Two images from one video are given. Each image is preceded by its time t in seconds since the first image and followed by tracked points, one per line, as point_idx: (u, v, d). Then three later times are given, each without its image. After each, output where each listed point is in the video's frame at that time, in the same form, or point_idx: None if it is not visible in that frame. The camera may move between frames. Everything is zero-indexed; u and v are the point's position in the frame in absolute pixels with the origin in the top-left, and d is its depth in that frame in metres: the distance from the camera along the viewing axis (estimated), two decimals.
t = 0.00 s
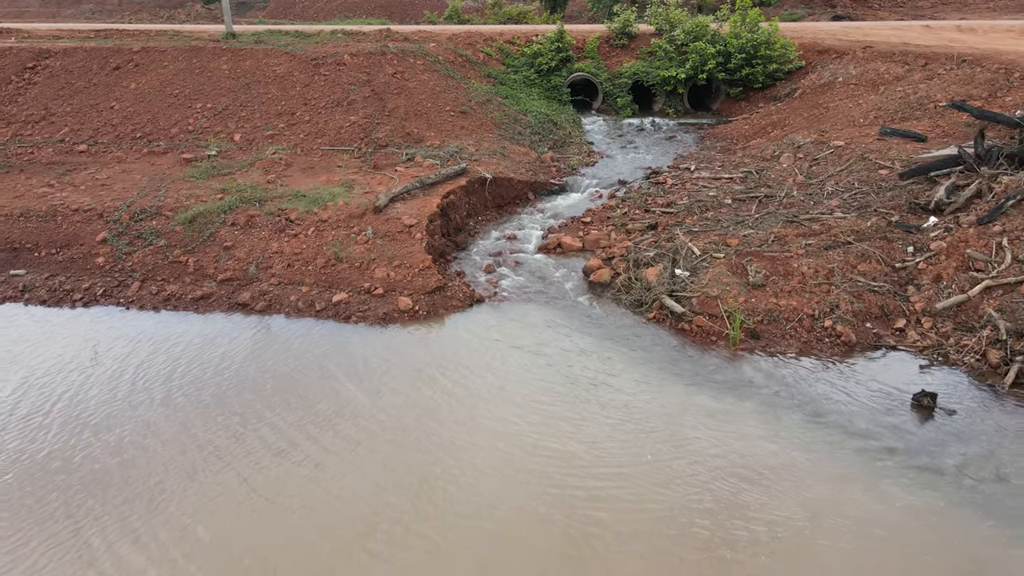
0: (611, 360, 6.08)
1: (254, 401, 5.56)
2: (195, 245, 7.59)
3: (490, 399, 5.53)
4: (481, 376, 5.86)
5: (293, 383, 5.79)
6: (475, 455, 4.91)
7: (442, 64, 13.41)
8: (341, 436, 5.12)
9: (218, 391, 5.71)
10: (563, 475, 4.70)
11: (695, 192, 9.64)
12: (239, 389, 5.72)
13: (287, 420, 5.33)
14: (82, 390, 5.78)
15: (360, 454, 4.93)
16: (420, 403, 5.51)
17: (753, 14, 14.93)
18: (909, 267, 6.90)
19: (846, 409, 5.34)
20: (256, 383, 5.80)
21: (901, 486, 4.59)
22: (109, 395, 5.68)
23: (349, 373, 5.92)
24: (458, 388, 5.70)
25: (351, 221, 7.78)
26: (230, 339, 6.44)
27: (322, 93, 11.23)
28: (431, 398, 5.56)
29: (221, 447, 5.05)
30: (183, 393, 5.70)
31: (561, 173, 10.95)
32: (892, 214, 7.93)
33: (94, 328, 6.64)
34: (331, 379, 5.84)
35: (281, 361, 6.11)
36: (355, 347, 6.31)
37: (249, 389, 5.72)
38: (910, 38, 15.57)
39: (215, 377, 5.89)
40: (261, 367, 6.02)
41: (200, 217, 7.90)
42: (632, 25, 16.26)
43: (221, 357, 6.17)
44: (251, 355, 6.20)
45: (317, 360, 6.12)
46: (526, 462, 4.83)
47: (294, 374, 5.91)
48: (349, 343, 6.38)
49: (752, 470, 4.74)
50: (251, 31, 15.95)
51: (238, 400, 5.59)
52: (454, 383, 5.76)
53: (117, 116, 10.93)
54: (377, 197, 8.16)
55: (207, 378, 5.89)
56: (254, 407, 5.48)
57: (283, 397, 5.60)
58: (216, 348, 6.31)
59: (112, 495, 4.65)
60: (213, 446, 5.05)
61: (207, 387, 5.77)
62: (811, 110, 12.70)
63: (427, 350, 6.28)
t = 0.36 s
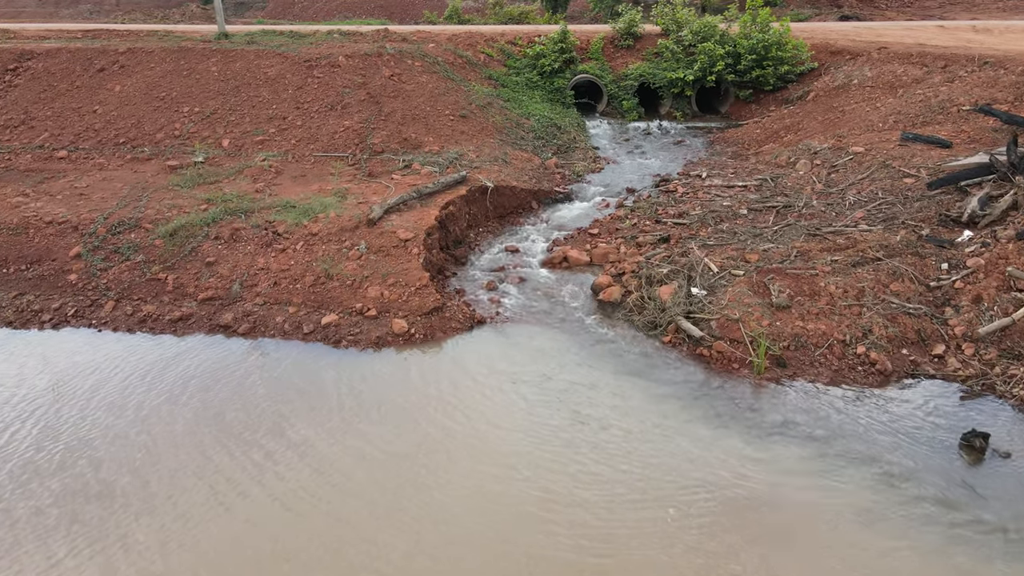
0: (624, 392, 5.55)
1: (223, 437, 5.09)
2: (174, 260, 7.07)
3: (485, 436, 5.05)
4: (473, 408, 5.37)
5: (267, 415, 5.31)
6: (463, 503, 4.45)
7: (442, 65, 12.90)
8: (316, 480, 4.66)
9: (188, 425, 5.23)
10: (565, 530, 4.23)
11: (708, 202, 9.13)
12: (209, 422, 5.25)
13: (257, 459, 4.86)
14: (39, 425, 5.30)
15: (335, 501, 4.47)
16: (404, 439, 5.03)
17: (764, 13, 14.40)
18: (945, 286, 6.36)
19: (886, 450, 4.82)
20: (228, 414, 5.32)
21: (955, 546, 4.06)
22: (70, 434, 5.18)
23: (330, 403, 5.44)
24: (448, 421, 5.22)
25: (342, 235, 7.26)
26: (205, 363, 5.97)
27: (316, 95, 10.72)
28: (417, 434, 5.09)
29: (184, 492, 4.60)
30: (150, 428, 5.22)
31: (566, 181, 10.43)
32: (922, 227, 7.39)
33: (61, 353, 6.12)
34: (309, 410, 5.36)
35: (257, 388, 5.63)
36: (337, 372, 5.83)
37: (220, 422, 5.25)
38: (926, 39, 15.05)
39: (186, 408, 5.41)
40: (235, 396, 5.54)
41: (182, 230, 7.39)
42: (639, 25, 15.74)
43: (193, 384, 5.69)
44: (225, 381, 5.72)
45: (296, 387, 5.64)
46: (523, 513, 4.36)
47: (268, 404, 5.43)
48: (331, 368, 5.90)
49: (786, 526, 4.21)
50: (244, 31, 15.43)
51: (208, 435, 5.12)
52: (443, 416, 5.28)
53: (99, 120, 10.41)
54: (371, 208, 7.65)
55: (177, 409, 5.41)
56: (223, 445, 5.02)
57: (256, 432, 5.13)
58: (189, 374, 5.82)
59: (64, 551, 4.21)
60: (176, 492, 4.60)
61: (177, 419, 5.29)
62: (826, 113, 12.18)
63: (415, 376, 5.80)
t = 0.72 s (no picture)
0: (638, 428, 5.08)
1: (193, 475, 4.66)
2: (152, 277, 6.59)
3: (480, 477, 4.60)
4: (466, 443, 4.93)
5: (241, 449, 4.89)
6: (449, 555, 4.01)
7: (441, 66, 12.42)
8: (289, 526, 4.22)
9: (156, 463, 4.79)
10: None
11: (721, 212, 8.66)
12: (179, 459, 4.82)
13: (228, 501, 4.44)
14: None
15: (307, 550, 4.05)
16: (388, 477, 4.61)
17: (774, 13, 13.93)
18: (985, 307, 5.87)
19: (934, 500, 4.33)
20: (200, 449, 4.90)
21: None
22: (28, 473, 4.74)
23: (309, 436, 5.01)
24: (438, 458, 4.78)
25: (333, 250, 6.79)
26: (179, 391, 5.52)
27: (309, 99, 10.24)
28: (403, 471, 4.66)
29: (146, 542, 4.17)
30: (115, 466, 4.77)
31: (570, 188, 9.97)
32: (953, 241, 6.91)
33: (26, 379, 5.65)
34: (286, 444, 4.94)
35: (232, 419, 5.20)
36: (319, 401, 5.40)
37: (190, 459, 4.82)
38: (941, 39, 14.56)
39: (155, 443, 4.97)
40: (208, 429, 5.11)
41: (162, 244, 6.91)
42: (644, 25, 15.27)
43: (165, 415, 5.26)
44: (200, 412, 5.29)
45: (274, 418, 5.21)
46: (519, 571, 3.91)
47: (244, 438, 5.00)
48: (314, 395, 5.46)
49: None
50: (236, 32, 14.95)
51: (176, 473, 4.68)
52: (432, 450, 4.85)
53: (81, 125, 9.92)
54: (364, 221, 7.17)
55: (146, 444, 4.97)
56: (192, 484, 4.59)
57: (228, 468, 4.72)
58: (161, 404, 5.38)
59: None
60: (136, 541, 4.17)
61: (145, 456, 4.85)
62: (840, 117, 11.70)
63: (403, 405, 5.36)
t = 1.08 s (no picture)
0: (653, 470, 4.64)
1: (163, 521, 4.26)
2: (129, 297, 6.15)
3: (477, 526, 4.19)
4: (463, 485, 4.51)
5: (217, 490, 4.49)
6: None
7: (440, 69, 11.98)
8: None
9: (123, 509, 4.36)
10: None
11: (734, 224, 8.21)
12: (149, 503, 4.40)
13: (200, 552, 4.04)
14: None
15: None
16: (370, 526, 4.19)
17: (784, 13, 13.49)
18: None
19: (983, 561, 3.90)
20: (173, 491, 4.49)
21: None
22: None
23: (292, 475, 4.60)
24: (431, 502, 4.37)
25: (323, 267, 6.35)
26: (154, 423, 5.11)
27: (302, 103, 9.80)
28: (392, 518, 4.25)
29: None
30: (77, 513, 4.34)
31: (575, 198, 9.53)
32: (986, 258, 6.45)
33: None
34: (266, 484, 4.53)
35: (209, 455, 4.79)
36: (304, 434, 4.99)
37: (161, 502, 4.40)
38: (956, 41, 14.10)
39: (124, 485, 4.55)
40: (183, 467, 4.69)
41: (140, 261, 6.47)
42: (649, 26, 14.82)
43: (137, 452, 4.84)
44: (174, 447, 4.87)
45: (254, 453, 4.80)
46: None
47: (221, 476, 4.60)
48: (299, 428, 5.05)
49: None
50: (229, 33, 14.49)
51: (138, 523, 4.26)
52: (424, 493, 4.44)
53: (63, 131, 9.48)
54: (357, 236, 6.72)
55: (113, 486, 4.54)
56: (152, 536, 4.17)
57: (201, 514, 4.30)
58: (134, 439, 4.96)
59: None
60: None
61: (112, 501, 4.43)
62: (854, 122, 11.26)
63: (394, 439, 4.95)
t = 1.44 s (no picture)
0: (666, 502, 4.34)
1: (136, 557, 3.96)
2: (112, 311, 5.86)
3: (471, 561, 3.89)
4: (457, 515, 4.21)
5: (195, 522, 4.20)
6: None
7: (439, 71, 11.68)
8: None
9: (94, 542, 4.06)
10: None
11: (744, 232, 7.92)
12: (121, 535, 4.11)
13: None
14: None
15: None
16: (356, 564, 3.87)
17: (792, 13, 13.20)
18: None
19: None
20: (149, 523, 4.19)
21: None
22: None
23: (275, 505, 4.31)
24: (422, 534, 4.07)
25: (316, 280, 6.07)
26: (133, 448, 4.82)
27: (297, 106, 9.51)
28: (381, 552, 3.95)
29: None
30: (44, 547, 4.04)
31: (578, 204, 9.24)
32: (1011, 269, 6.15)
33: None
34: (247, 515, 4.23)
35: (188, 482, 4.50)
36: (290, 459, 4.70)
37: (134, 535, 4.11)
38: (966, 41, 13.80)
39: (96, 516, 4.25)
40: (160, 496, 4.40)
41: (125, 273, 6.18)
42: (653, 27, 14.53)
43: (113, 479, 4.55)
44: (152, 474, 4.59)
45: (237, 481, 4.52)
46: None
47: (201, 506, 4.30)
48: (286, 452, 4.76)
49: None
50: (224, 34, 14.19)
51: (108, 558, 3.95)
52: (415, 524, 4.15)
53: (50, 135, 9.19)
54: (352, 246, 6.43)
55: (84, 517, 4.25)
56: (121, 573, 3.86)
57: (176, 548, 4.01)
58: (111, 466, 4.67)
59: None
60: None
61: (82, 533, 4.13)
62: (865, 125, 10.97)
63: (385, 464, 4.65)
